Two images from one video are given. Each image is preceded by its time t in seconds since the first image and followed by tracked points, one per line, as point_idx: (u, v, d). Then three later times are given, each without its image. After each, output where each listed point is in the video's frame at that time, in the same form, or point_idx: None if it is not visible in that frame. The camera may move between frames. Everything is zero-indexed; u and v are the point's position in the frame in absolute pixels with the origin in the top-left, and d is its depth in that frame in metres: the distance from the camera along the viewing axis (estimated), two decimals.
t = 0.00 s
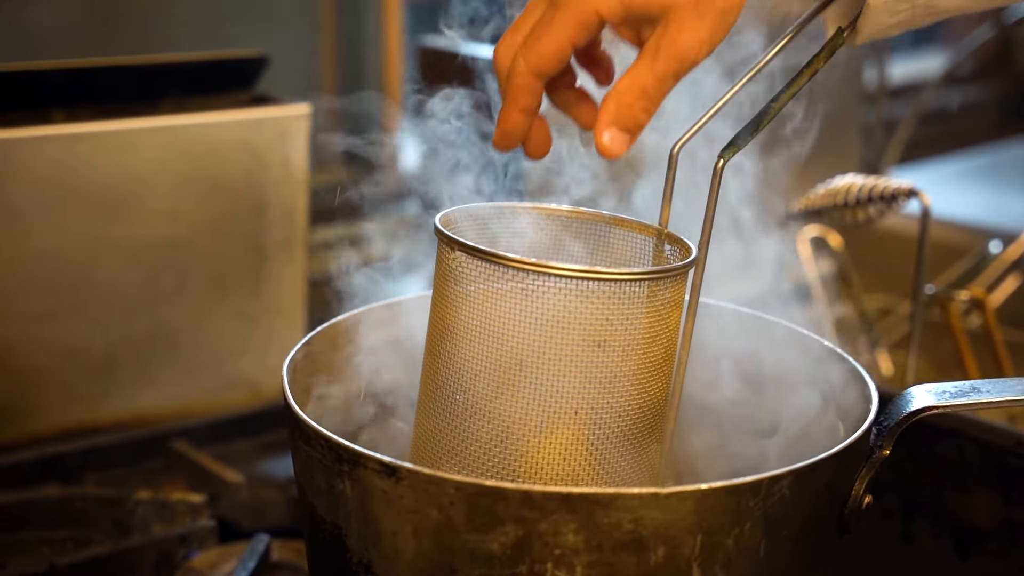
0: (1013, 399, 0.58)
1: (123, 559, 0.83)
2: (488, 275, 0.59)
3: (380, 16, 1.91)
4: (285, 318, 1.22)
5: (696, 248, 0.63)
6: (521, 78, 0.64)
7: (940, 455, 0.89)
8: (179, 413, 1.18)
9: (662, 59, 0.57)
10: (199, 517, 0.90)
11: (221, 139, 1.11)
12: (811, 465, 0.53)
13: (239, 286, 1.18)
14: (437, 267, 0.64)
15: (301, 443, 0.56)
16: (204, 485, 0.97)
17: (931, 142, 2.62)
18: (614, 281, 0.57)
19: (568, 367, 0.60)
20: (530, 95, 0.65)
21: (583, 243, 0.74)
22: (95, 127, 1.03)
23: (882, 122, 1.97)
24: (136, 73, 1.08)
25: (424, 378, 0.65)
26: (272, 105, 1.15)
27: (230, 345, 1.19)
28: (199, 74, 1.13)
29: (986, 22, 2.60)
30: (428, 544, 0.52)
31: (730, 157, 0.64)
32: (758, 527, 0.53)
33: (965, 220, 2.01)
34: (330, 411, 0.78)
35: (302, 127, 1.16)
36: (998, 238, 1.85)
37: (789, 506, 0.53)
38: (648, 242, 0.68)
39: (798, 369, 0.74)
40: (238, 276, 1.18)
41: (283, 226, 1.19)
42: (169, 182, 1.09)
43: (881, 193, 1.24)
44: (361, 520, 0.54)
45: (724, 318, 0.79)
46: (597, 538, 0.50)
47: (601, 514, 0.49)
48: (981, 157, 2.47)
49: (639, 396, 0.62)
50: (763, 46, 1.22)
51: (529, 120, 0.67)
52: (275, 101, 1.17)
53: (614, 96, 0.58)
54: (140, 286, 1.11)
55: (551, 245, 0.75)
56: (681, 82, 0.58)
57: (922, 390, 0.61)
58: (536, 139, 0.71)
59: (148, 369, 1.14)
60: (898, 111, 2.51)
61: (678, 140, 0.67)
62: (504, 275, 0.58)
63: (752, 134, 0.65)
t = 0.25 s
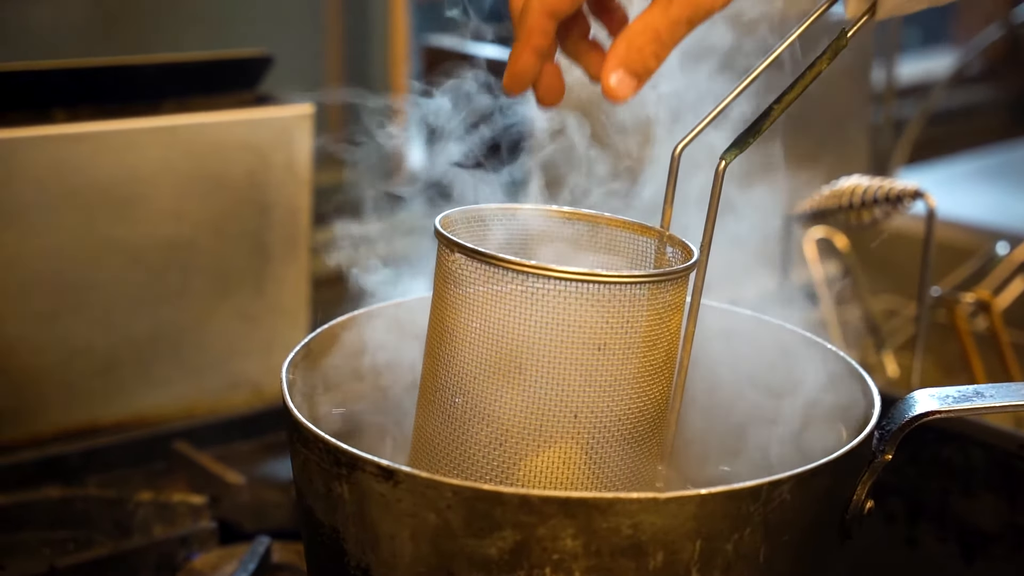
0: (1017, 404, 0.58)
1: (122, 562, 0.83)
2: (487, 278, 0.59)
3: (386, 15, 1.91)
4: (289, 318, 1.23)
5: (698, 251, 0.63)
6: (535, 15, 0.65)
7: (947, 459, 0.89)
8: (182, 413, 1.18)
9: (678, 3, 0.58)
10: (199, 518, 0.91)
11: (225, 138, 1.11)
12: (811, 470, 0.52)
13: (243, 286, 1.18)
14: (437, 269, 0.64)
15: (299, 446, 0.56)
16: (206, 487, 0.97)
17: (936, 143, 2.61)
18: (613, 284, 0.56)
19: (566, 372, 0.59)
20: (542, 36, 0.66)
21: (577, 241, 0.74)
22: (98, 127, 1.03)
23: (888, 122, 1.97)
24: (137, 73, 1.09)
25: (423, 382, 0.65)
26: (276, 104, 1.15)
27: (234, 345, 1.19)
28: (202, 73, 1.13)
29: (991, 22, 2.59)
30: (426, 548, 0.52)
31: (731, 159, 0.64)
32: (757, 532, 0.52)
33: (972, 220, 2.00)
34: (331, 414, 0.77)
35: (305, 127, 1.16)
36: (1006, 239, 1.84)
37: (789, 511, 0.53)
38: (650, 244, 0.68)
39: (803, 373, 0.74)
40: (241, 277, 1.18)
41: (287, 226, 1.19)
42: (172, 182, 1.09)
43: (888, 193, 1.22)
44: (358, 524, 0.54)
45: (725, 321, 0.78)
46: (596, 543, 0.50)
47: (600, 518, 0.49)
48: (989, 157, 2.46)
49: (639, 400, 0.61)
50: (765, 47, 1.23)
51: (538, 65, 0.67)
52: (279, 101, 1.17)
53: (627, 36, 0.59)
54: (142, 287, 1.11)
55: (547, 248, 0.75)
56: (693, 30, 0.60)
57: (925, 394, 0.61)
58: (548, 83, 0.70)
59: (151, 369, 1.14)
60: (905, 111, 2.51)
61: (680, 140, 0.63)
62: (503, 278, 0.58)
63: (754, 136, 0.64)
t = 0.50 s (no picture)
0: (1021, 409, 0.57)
1: (122, 564, 0.83)
2: (486, 281, 0.59)
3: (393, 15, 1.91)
4: (293, 320, 1.22)
5: (699, 254, 0.62)
6: None
7: (952, 463, 0.88)
8: (185, 413, 1.18)
9: None
10: (201, 519, 0.90)
11: (229, 138, 1.11)
12: (812, 474, 0.52)
13: (247, 287, 1.18)
14: (437, 272, 0.64)
15: (297, 449, 0.56)
16: (208, 489, 0.96)
17: (945, 144, 2.60)
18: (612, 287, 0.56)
19: (565, 376, 0.59)
20: None
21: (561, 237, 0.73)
22: (101, 127, 1.03)
23: (896, 122, 1.96)
24: (140, 73, 1.09)
25: (423, 386, 0.65)
26: (281, 104, 1.15)
27: (238, 346, 1.19)
28: (206, 73, 1.13)
29: (1001, 23, 2.58)
30: (423, 553, 0.51)
31: (732, 162, 0.63)
32: (757, 537, 0.52)
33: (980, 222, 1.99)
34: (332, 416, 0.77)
35: (310, 128, 1.15)
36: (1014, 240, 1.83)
37: (789, 516, 0.52)
38: (652, 248, 0.68)
39: (807, 377, 0.73)
40: (245, 277, 1.18)
41: (291, 227, 1.19)
42: (175, 183, 1.09)
43: (894, 195, 1.22)
44: (356, 527, 0.54)
45: (728, 324, 0.78)
46: (594, 548, 0.49)
47: (598, 523, 0.48)
48: (998, 158, 2.45)
49: (639, 405, 0.61)
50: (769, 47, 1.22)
51: None
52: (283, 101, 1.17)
53: None
54: (145, 287, 1.11)
55: (545, 251, 0.75)
56: None
57: (928, 398, 0.60)
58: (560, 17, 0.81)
59: (155, 369, 1.14)
60: (913, 112, 2.50)
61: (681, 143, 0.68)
62: (502, 281, 0.58)
63: (754, 139, 0.64)
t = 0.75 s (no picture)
0: None
1: (126, 563, 0.82)
2: (486, 284, 0.59)
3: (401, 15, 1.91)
4: (298, 320, 1.22)
5: (702, 256, 0.62)
6: None
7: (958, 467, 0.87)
8: (189, 413, 1.18)
9: None
10: (203, 520, 0.91)
11: (232, 138, 1.11)
12: (814, 479, 0.52)
13: (251, 287, 1.18)
14: (438, 273, 0.64)
15: (296, 452, 0.56)
16: (210, 490, 0.96)
17: (955, 144, 2.59)
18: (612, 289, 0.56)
19: (566, 378, 0.59)
20: None
21: (559, 234, 0.73)
22: (104, 127, 1.03)
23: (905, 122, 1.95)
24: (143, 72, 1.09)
25: (424, 389, 0.65)
26: (285, 104, 1.15)
27: (242, 346, 1.19)
28: (209, 73, 1.13)
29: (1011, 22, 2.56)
30: (422, 557, 0.51)
31: (736, 163, 0.63)
32: (758, 542, 0.52)
33: (990, 223, 1.98)
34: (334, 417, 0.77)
35: (314, 128, 1.15)
36: None
37: (791, 521, 0.52)
38: (656, 250, 0.68)
39: (812, 380, 0.73)
40: (249, 277, 1.17)
41: (295, 227, 1.19)
42: (179, 183, 1.09)
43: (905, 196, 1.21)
44: (355, 530, 0.54)
45: (733, 327, 0.77)
46: (594, 552, 0.49)
47: (598, 527, 0.48)
48: (1009, 158, 2.44)
49: (640, 408, 0.61)
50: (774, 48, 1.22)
51: None
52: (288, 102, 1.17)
53: None
54: (148, 287, 1.11)
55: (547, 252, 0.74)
56: None
57: (932, 402, 0.60)
58: None
59: (159, 369, 1.15)
60: (923, 112, 2.49)
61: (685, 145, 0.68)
62: (502, 283, 0.58)
63: (759, 140, 0.63)
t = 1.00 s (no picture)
0: None
1: (125, 564, 0.83)
2: (485, 285, 0.59)
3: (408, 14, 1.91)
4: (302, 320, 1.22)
5: (703, 257, 0.62)
6: None
7: (961, 469, 0.87)
8: (193, 413, 1.18)
9: None
10: (205, 521, 0.91)
11: (237, 138, 1.11)
12: (815, 482, 0.51)
13: (255, 287, 1.18)
14: (438, 274, 0.63)
15: (295, 453, 0.56)
16: (213, 490, 0.96)
17: (964, 145, 2.57)
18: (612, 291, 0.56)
19: (565, 380, 0.59)
20: None
21: (564, 236, 0.73)
22: (107, 127, 1.03)
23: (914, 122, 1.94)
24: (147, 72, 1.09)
25: (423, 391, 0.64)
26: (290, 104, 1.15)
27: (246, 346, 1.19)
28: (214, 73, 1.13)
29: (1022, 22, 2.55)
30: (420, 559, 0.51)
31: (737, 165, 0.63)
32: (759, 545, 0.51)
33: (998, 225, 1.97)
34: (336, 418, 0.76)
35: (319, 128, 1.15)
36: None
37: (791, 524, 0.52)
38: (658, 252, 0.67)
39: (815, 382, 0.72)
40: (253, 277, 1.17)
41: (300, 228, 1.18)
42: (182, 182, 1.09)
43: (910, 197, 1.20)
44: (353, 532, 0.53)
45: (734, 328, 0.77)
46: (593, 556, 0.49)
47: (596, 530, 0.48)
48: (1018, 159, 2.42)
49: (640, 411, 0.60)
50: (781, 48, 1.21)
51: None
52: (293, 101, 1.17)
53: None
54: (152, 287, 1.11)
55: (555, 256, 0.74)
56: None
57: (935, 404, 0.59)
58: None
59: (163, 369, 1.15)
60: (932, 112, 2.47)
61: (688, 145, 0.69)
62: (502, 284, 0.58)
63: (760, 141, 0.63)
